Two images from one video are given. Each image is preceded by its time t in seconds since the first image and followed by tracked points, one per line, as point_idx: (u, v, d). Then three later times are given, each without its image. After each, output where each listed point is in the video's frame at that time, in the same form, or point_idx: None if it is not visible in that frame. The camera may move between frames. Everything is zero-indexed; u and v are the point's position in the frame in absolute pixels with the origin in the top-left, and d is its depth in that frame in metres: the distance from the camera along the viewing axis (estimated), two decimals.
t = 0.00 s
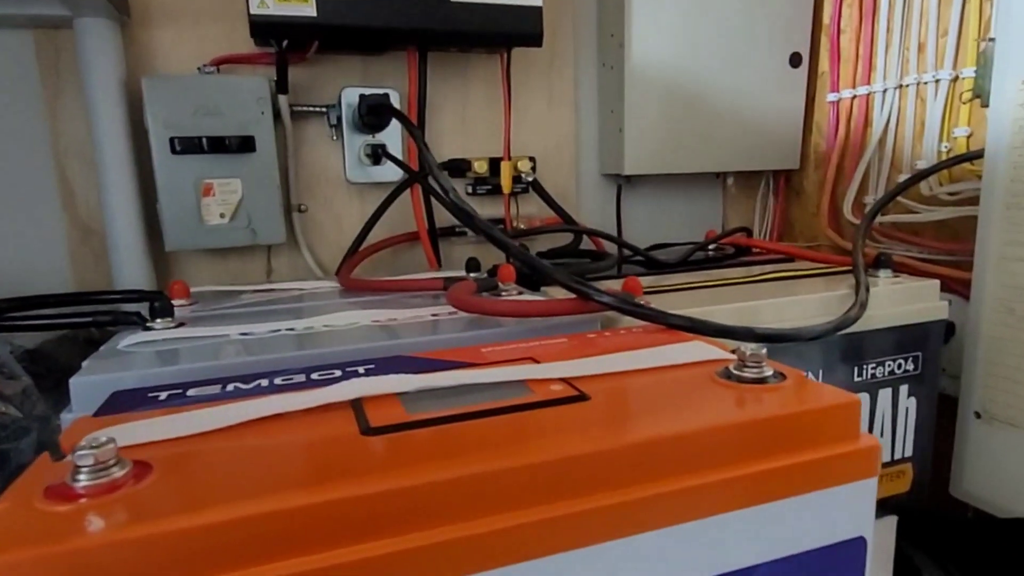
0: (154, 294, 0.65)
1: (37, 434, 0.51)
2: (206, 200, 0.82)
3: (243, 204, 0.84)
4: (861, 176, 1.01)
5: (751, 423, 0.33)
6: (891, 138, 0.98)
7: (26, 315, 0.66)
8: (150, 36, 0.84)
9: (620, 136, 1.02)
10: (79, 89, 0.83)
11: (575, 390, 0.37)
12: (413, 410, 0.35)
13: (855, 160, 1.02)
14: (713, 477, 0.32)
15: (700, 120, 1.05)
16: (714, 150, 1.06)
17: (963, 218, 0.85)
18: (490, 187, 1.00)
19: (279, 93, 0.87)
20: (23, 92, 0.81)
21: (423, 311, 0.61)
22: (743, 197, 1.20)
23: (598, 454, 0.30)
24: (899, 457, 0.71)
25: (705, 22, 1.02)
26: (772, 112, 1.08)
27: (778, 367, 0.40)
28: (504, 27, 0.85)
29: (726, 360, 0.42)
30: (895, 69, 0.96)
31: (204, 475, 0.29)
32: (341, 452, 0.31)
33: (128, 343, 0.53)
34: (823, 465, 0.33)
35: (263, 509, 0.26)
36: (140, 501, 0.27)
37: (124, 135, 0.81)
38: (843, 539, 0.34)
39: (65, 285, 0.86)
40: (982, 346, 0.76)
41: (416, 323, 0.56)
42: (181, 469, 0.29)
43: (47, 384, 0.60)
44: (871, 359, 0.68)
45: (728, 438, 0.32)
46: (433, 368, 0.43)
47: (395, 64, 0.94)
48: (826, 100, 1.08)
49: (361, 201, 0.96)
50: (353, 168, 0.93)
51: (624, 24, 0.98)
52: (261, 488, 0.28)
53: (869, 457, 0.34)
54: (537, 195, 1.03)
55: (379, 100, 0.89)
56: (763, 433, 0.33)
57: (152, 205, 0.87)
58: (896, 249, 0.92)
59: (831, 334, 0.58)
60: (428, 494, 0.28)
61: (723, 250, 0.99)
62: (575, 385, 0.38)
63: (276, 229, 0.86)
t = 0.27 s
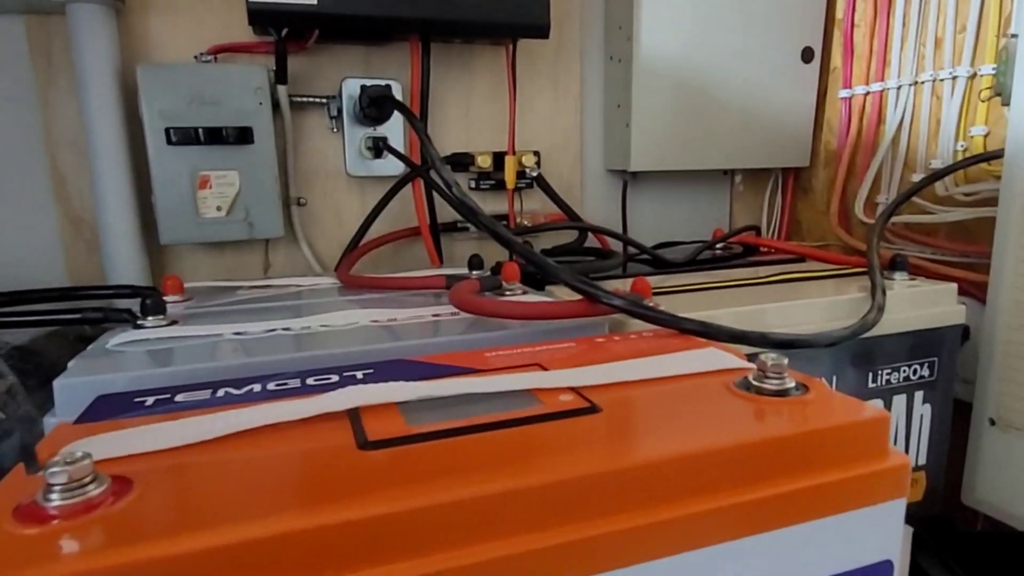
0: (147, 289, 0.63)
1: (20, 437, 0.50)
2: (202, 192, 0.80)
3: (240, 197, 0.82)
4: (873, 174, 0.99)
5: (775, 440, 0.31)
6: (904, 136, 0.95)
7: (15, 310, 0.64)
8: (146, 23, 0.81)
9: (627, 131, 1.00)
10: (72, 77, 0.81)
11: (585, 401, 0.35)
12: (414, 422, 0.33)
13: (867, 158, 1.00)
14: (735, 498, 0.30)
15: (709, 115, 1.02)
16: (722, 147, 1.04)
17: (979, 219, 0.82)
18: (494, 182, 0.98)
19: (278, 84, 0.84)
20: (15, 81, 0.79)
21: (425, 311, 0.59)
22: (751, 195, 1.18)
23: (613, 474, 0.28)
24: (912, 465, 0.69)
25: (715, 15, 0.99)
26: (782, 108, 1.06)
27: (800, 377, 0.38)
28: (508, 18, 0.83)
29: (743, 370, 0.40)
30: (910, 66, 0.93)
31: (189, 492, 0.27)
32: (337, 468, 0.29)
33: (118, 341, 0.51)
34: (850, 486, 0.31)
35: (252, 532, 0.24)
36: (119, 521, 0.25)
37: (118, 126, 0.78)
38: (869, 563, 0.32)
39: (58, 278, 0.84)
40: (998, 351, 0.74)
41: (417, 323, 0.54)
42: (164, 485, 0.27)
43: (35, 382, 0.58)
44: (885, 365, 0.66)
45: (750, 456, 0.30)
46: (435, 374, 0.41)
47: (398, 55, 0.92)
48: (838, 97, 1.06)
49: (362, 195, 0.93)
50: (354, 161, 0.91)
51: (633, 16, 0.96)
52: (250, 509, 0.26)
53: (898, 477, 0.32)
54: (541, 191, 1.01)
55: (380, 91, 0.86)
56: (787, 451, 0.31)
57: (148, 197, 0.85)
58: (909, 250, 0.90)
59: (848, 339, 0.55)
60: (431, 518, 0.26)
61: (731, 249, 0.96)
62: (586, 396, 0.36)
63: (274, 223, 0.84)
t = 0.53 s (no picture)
0: (139, 282, 0.62)
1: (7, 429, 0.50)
2: (197, 184, 0.79)
3: (236, 189, 0.81)
4: (875, 172, 0.98)
5: (773, 443, 0.30)
6: (908, 133, 0.94)
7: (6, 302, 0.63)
8: (141, 12, 0.80)
9: (628, 126, 0.99)
10: (66, 66, 0.80)
11: (579, 400, 0.34)
12: (402, 421, 0.32)
13: (870, 155, 0.99)
14: (731, 503, 0.29)
15: (710, 110, 1.01)
16: (724, 143, 1.03)
17: (982, 217, 0.81)
18: (492, 176, 0.97)
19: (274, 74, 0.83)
20: (9, 68, 0.78)
21: (420, 306, 0.58)
22: (752, 191, 1.17)
23: (606, 476, 0.27)
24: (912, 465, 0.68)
25: (718, 8, 0.98)
26: (785, 104, 1.05)
27: (799, 378, 0.37)
28: (509, 10, 0.82)
29: (741, 370, 0.39)
30: (915, 62, 0.92)
31: (168, 492, 0.26)
32: (322, 468, 0.28)
33: (107, 334, 0.50)
34: (849, 490, 0.31)
35: (230, 535, 0.23)
36: (94, 522, 0.24)
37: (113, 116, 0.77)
38: (868, 569, 0.32)
39: (52, 269, 0.83)
40: (999, 351, 0.73)
41: (412, 318, 0.54)
42: (143, 485, 0.27)
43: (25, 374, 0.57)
44: (886, 365, 0.65)
45: (747, 459, 0.30)
46: (427, 371, 0.40)
47: (396, 46, 0.91)
48: (842, 93, 1.05)
49: (359, 188, 0.92)
50: (351, 153, 0.90)
51: (635, 9, 0.95)
52: (231, 509, 0.25)
53: (899, 481, 0.31)
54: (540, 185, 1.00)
55: (378, 83, 0.85)
56: (785, 454, 0.30)
57: (142, 188, 0.84)
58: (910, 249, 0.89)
59: (849, 339, 0.55)
60: (418, 521, 0.25)
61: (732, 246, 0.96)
62: (580, 395, 0.35)
63: (270, 215, 0.83)
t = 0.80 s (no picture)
0: (136, 282, 0.61)
1: None
2: (196, 182, 0.78)
3: (235, 187, 0.80)
4: (883, 173, 0.97)
5: (783, 460, 0.29)
6: (916, 134, 0.93)
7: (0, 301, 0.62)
8: (140, 7, 0.79)
9: (632, 125, 0.98)
10: (65, 61, 0.79)
11: (582, 411, 0.33)
12: (400, 433, 0.31)
13: (877, 157, 0.98)
14: (739, 522, 0.28)
15: (716, 110, 1.00)
16: (730, 143, 1.02)
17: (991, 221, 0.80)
18: (494, 175, 0.96)
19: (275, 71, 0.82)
20: (7, 63, 0.77)
21: (420, 309, 0.57)
22: (757, 193, 1.16)
23: (610, 495, 0.26)
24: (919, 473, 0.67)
25: (725, 7, 0.97)
26: (791, 104, 1.03)
27: (809, 390, 0.36)
28: (513, 8, 0.81)
29: (749, 380, 0.38)
30: (924, 63, 0.91)
31: (156, 509, 0.25)
32: (317, 483, 0.27)
33: (101, 336, 0.50)
34: (861, 509, 0.30)
35: (219, 559, 0.22)
36: (78, 540, 0.23)
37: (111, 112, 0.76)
38: None
39: (49, 267, 0.82)
40: (1008, 358, 0.72)
41: (412, 322, 0.53)
42: (130, 500, 0.26)
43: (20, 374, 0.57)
44: (894, 371, 0.64)
45: (756, 477, 0.29)
46: (426, 378, 0.39)
47: (399, 43, 0.90)
48: (849, 93, 1.03)
49: (360, 186, 0.91)
50: (352, 152, 0.89)
51: (640, 7, 0.94)
52: (221, 528, 0.24)
53: (912, 499, 0.31)
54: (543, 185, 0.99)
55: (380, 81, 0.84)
56: (795, 472, 0.29)
57: (141, 186, 0.83)
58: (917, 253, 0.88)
59: (857, 346, 0.54)
60: (415, 542, 0.24)
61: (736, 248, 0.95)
62: (583, 406, 0.34)
63: (270, 214, 0.82)
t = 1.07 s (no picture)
0: (130, 284, 0.61)
1: None
2: (193, 183, 0.78)
3: (232, 189, 0.80)
4: (884, 175, 0.96)
5: (781, 472, 0.29)
6: (918, 136, 0.92)
7: None
8: (137, 8, 0.79)
9: (632, 126, 0.97)
10: (61, 62, 0.78)
11: (577, 421, 0.33)
12: (392, 443, 0.31)
13: (879, 158, 0.97)
14: (736, 536, 0.27)
15: (716, 111, 0.99)
16: (730, 144, 1.01)
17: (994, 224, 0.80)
18: (493, 177, 0.95)
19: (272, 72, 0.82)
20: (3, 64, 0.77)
21: (416, 313, 0.56)
22: (758, 194, 1.15)
23: (604, 509, 0.26)
24: (920, 479, 0.67)
25: (726, 8, 0.96)
26: (793, 105, 1.03)
27: (807, 399, 0.35)
28: (512, 8, 0.80)
29: (747, 388, 0.38)
30: (926, 64, 0.90)
31: (139, 522, 0.25)
32: (304, 496, 0.26)
33: (94, 340, 0.49)
34: (860, 522, 0.29)
35: None
36: (58, 555, 0.22)
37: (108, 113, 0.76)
38: None
39: (46, 269, 0.82)
40: (1011, 362, 0.71)
41: (408, 326, 0.52)
42: (115, 513, 0.25)
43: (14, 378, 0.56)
44: (895, 376, 0.63)
45: (754, 489, 0.28)
46: (420, 386, 0.38)
47: (397, 44, 0.89)
48: (851, 94, 1.03)
49: (359, 188, 0.91)
50: (351, 153, 0.88)
51: (640, 8, 0.93)
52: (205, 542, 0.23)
53: (913, 512, 0.30)
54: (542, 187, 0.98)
55: (378, 82, 0.84)
56: (793, 484, 0.29)
57: (138, 187, 0.83)
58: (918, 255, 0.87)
59: (858, 351, 0.53)
60: (404, 558, 0.24)
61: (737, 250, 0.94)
62: (578, 415, 0.34)
63: (267, 215, 0.82)
